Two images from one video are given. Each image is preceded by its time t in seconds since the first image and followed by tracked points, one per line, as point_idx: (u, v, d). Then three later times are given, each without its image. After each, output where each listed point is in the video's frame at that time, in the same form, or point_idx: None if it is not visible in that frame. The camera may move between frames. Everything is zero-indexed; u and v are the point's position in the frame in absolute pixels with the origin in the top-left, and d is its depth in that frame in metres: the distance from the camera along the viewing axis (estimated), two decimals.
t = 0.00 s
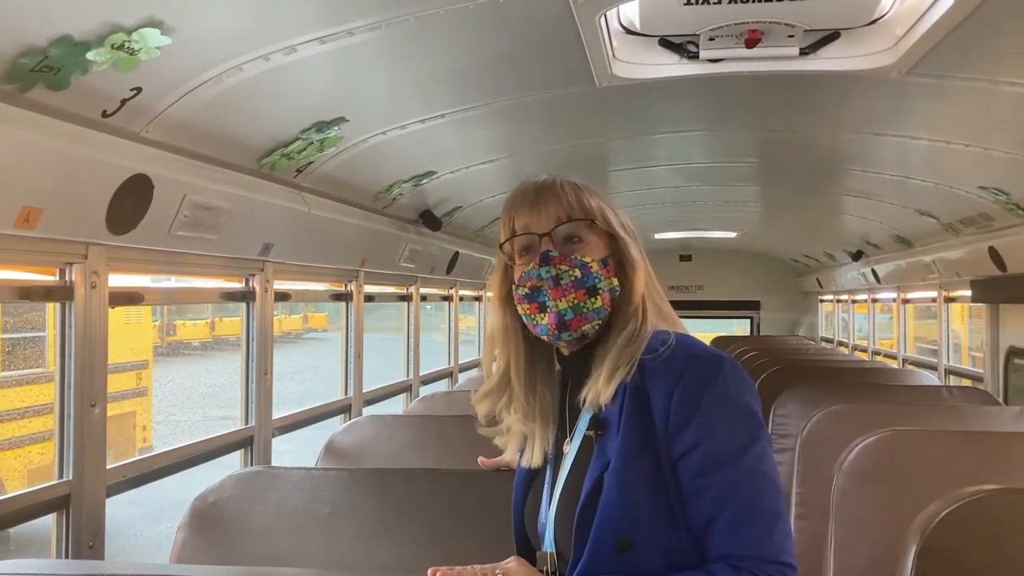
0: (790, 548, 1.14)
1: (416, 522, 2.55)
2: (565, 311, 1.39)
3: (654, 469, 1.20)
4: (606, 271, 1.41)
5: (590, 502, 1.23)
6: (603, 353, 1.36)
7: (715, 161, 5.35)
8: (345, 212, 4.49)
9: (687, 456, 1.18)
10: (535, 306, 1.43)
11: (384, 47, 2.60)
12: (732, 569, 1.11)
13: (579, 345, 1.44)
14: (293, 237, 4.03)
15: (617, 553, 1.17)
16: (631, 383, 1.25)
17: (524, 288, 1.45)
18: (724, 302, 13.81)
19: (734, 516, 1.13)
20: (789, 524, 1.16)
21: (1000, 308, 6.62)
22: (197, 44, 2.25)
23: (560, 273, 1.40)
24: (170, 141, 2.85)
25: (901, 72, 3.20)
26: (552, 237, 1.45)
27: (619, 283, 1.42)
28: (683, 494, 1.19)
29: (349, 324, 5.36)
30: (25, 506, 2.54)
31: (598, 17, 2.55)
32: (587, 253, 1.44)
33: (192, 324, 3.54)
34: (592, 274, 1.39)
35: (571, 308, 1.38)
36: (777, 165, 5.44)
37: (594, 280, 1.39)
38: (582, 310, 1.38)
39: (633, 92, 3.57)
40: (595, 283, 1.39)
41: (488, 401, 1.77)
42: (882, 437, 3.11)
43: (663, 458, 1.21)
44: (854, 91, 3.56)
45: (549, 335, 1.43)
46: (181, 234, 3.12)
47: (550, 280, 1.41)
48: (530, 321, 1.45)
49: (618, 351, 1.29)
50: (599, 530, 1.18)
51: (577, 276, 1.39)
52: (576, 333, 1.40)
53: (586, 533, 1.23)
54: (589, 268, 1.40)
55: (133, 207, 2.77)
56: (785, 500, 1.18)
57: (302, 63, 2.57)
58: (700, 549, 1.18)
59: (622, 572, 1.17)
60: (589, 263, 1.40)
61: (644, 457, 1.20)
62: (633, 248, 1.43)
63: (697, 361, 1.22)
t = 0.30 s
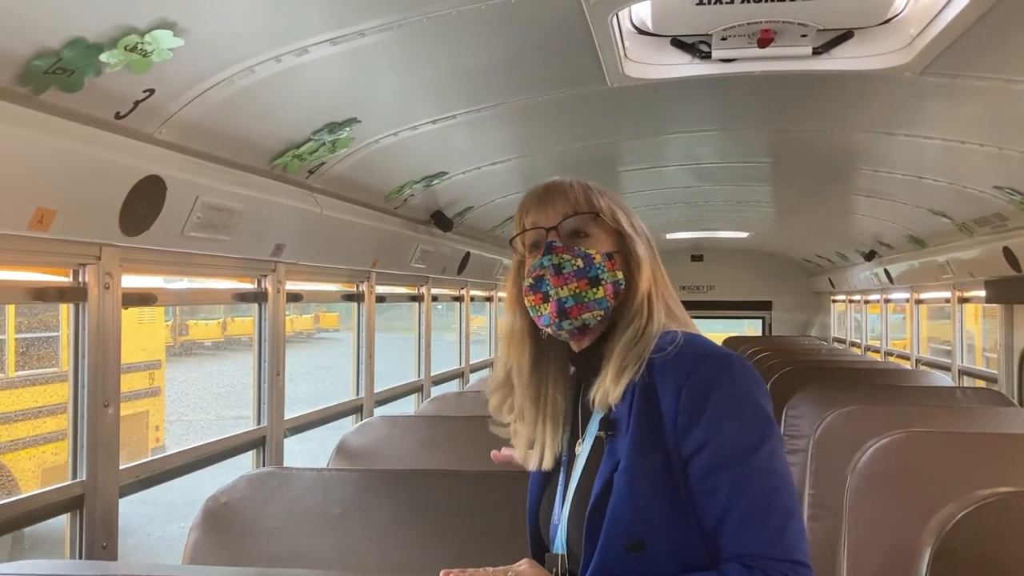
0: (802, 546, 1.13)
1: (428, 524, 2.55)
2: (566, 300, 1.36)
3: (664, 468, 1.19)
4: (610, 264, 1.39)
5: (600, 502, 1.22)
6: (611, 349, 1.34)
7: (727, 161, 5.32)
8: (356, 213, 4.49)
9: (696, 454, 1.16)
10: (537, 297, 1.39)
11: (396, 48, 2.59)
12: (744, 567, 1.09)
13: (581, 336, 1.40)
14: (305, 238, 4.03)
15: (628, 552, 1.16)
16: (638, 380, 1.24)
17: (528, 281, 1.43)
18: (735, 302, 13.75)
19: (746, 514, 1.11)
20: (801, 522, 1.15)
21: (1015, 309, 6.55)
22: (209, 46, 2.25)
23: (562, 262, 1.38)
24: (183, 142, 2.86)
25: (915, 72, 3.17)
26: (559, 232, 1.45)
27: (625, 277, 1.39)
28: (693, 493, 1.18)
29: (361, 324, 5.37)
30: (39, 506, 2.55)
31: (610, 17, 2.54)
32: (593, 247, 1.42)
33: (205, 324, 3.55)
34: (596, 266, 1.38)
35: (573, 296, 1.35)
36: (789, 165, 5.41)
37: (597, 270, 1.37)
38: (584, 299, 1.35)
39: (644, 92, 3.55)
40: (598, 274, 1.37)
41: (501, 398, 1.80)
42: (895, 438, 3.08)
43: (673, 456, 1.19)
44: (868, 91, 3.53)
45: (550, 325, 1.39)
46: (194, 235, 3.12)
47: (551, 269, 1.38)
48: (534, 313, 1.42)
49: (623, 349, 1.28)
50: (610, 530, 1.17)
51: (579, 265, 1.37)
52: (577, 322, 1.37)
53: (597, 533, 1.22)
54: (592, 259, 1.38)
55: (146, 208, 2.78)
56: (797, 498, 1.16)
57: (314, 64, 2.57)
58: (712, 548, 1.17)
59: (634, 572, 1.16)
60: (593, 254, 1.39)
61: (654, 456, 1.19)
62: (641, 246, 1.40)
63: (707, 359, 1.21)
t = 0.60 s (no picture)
0: (814, 549, 1.11)
1: (436, 525, 2.54)
2: (595, 299, 1.37)
3: (683, 463, 1.18)
4: (639, 264, 1.39)
5: (618, 498, 1.21)
6: (636, 346, 1.34)
7: (735, 161, 5.30)
8: (365, 213, 4.50)
9: (714, 451, 1.15)
10: (566, 296, 1.40)
11: (405, 48, 2.59)
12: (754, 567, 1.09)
13: (609, 336, 1.41)
14: (314, 239, 4.04)
15: (644, 547, 1.15)
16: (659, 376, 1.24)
17: (557, 279, 1.44)
18: (744, 302, 13.70)
19: (759, 513, 1.10)
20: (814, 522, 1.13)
21: None
22: (218, 47, 2.25)
23: (592, 261, 1.39)
24: (191, 142, 2.86)
25: (924, 71, 3.14)
26: (586, 231, 1.45)
27: (652, 276, 1.40)
28: (709, 491, 1.17)
29: (369, 324, 5.38)
30: (49, 506, 2.57)
31: (618, 17, 2.53)
32: (621, 246, 1.42)
33: (215, 324, 3.56)
34: (624, 265, 1.38)
35: (602, 295, 1.36)
36: (798, 165, 5.39)
37: (626, 270, 1.37)
38: (613, 298, 1.36)
39: (651, 92, 3.54)
40: (627, 273, 1.37)
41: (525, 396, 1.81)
42: (906, 439, 3.05)
43: (691, 453, 1.18)
44: (877, 90, 3.50)
45: (579, 323, 1.40)
46: (202, 235, 3.12)
47: (581, 268, 1.39)
48: (562, 312, 1.43)
49: (650, 342, 1.29)
50: (626, 524, 1.16)
51: (608, 265, 1.38)
52: (606, 321, 1.38)
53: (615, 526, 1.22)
54: (621, 259, 1.38)
55: (155, 209, 2.78)
56: (814, 500, 1.15)
57: (323, 65, 2.57)
58: (726, 547, 1.15)
59: (649, 568, 1.15)
60: (621, 254, 1.39)
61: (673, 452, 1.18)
62: (668, 245, 1.40)
63: (729, 355, 1.19)
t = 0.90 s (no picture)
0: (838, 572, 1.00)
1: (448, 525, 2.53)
2: (631, 311, 1.33)
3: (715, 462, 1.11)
4: (674, 270, 1.32)
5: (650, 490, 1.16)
6: (674, 352, 1.29)
7: (745, 160, 5.28)
8: (375, 212, 4.50)
9: (745, 451, 1.07)
10: (603, 306, 1.38)
11: (416, 46, 2.58)
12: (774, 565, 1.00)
13: (649, 343, 1.38)
14: (324, 238, 4.04)
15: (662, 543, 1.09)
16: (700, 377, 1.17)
17: (593, 288, 1.40)
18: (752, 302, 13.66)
19: (781, 523, 1.01)
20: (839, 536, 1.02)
21: None
22: (229, 45, 2.25)
23: (625, 273, 1.33)
24: (203, 140, 2.86)
25: (938, 69, 3.11)
26: (619, 237, 1.37)
27: (689, 280, 1.33)
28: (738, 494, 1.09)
29: (378, 324, 5.38)
30: (62, 503, 2.57)
31: (630, 14, 2.51)
32: (655, 252, 1.34)
33: (222, 323, 3.56)
34: (657, 275, 1.31)
35: (637, 307, 1.32)
36: (809, 164, 5.35)
37: (661, 279, 1.31)
38: (648, 309, 1.32)
39: (662, 91, 3.52)
40: (661, 283, 1.31)
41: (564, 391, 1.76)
42: (919, 438, 3.05)
43: (722, 451, 1.11)
44: (889, 88, 3.47)
45: (617, 333, 1.39)
46: (214, 234, 3.13)
47: (615, 280, 1.35)
48: (600, 320, 1.41)
49: (691, 347, 1.22)
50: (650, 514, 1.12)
51: (642, 275, 1.32)
52: (644, 332, 1.35)
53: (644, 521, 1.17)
54: (655, 268, 1.32)
55: (167, 207, 2.78)
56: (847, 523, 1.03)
57: (335, 63, 2.57)
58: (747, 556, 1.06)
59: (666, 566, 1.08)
60: (655, 262, 1.32)
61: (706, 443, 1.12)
62: (705, 246, 1.31)
63: (772, 353, 1.12)
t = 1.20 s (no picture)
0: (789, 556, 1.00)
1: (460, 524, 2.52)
2: (652, 329, 1.30)
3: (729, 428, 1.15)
4: (693, 285, 1.24)
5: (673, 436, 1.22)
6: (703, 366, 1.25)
7: (754, 159, 5.26)
8: (385, 212, 4.50)
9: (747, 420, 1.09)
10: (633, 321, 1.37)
11: (427, 45, 2.57)
12: (726, 527, 1.03)
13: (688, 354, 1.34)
14: (334, 237, 4.04)
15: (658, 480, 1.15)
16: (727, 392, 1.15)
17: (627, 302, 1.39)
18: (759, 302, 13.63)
19: (750, 488, 1.02)
20: (806, 536, 1.01)
21: None
22: (242, 44, 2.25)
23: (641, 293, 1.30)
24: (215, 140, 2.87)
25: (951, 67, 3.09)
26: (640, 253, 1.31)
27: (714, 292, 1.24)
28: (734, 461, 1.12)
29: (387, 324, 5.38)
30: (74, 501, 2.58)
31: (642, 13, 2.50)
32: (674, 267, 1.26)
33: (228, 323, 3.52)
34: (674, 292, 1.25)
35: (656, 326, 1.28)
36: (818, 163, 5.33)
37: (677, 297, 1.25)
38: (668, 326, 1.27)
39: (672, 89, 3.50)
40: (678, 300, 1.25)
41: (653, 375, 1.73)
42: (931, 437, 3.03)
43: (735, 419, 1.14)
44: (901, 86, 3.45)
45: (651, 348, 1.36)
46: (225, 233, 3.13)
47: (634, 300, 1.32)
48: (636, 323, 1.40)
49: (715, 365, 1.18)
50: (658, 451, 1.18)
51: (656, 295, 1.26)
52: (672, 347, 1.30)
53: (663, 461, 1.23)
54: (669, 286, 1.25)
55: (179, 205, 2.78)
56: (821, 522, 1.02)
57: (347, 61, 2.57)
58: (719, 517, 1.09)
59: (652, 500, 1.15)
60: (670, 280, 1.25)
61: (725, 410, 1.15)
62: (729, 256, 1.21)
63: (801, 355, 1.09)
